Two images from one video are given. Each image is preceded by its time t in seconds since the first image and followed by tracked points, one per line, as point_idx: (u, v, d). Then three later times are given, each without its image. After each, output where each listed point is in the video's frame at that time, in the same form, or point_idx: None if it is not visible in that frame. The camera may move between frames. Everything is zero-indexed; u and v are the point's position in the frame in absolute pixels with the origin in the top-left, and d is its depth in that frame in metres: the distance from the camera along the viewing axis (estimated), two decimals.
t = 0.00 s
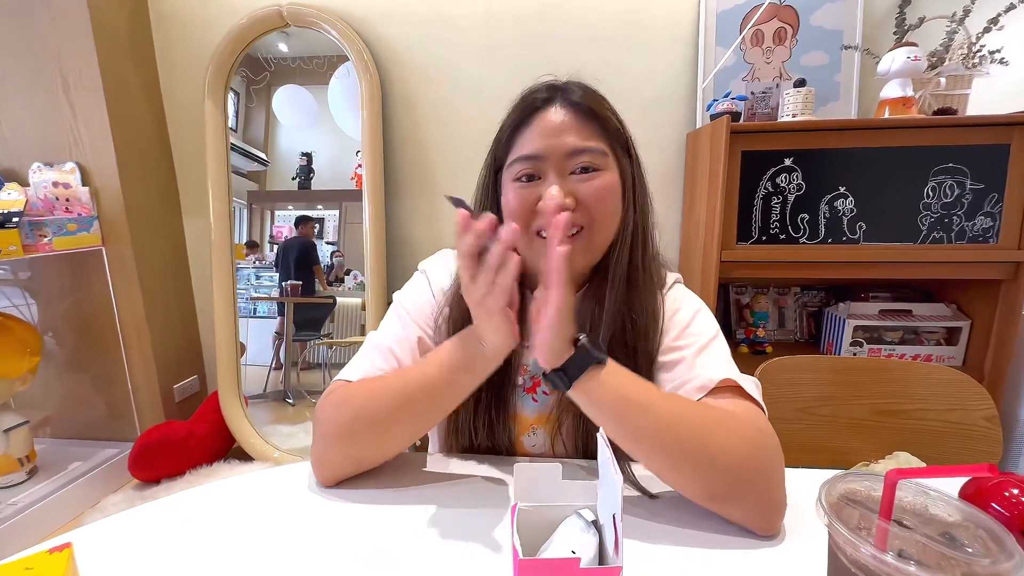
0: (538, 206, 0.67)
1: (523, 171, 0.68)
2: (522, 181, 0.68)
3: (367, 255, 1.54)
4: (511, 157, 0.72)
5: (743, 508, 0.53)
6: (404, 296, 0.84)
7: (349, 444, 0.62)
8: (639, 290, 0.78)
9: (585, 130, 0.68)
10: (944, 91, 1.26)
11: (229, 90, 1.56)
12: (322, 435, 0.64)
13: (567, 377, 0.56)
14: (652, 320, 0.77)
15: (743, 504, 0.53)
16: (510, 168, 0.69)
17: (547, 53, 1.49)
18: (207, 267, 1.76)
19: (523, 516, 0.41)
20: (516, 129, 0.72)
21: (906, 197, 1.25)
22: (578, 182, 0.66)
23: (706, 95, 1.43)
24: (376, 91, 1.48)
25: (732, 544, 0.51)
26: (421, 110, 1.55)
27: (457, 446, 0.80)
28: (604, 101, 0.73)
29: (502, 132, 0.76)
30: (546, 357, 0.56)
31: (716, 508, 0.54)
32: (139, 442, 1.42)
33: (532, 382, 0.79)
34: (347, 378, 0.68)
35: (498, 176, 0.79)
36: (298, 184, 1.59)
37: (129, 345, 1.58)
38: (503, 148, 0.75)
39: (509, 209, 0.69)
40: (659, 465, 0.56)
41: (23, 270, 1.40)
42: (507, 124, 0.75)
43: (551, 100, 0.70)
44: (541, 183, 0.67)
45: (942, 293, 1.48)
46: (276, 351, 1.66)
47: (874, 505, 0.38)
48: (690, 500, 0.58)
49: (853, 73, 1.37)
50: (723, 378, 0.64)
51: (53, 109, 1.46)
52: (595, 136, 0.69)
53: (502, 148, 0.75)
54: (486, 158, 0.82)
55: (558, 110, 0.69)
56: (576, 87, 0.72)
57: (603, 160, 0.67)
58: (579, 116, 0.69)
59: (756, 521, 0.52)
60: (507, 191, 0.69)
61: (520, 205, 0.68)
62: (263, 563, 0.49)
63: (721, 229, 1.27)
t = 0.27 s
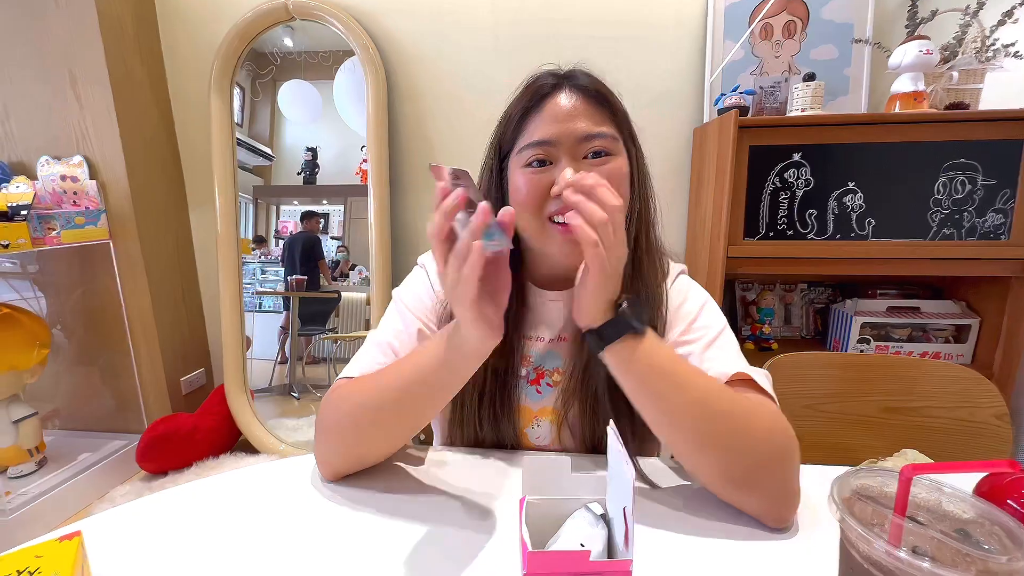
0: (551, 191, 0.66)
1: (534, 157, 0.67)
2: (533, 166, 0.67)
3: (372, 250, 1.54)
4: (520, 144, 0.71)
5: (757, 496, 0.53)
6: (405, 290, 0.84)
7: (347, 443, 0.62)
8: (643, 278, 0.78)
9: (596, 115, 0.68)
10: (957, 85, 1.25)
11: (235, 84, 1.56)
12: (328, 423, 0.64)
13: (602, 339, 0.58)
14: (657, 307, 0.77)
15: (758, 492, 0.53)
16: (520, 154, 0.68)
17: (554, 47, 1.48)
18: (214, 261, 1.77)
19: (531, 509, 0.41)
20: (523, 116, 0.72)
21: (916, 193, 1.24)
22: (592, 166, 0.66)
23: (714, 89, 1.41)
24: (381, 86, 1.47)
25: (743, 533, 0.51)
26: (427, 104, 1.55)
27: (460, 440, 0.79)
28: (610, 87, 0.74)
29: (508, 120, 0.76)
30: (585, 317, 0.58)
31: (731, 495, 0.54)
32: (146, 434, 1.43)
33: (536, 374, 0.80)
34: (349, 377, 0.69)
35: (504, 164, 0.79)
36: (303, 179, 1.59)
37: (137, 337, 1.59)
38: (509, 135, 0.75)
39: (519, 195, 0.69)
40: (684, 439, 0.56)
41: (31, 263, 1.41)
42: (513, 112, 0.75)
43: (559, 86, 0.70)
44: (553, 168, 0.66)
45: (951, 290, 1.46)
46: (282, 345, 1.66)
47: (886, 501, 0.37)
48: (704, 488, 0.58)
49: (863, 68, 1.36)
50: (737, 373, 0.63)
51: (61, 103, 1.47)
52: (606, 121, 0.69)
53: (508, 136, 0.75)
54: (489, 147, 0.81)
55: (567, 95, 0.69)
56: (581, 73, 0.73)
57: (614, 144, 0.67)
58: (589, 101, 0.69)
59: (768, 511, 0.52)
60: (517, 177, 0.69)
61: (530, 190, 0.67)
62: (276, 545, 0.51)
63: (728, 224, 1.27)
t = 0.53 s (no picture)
0: (562, 182, 0.65)
1: (542, 148, 0.66)
2: (542, 157, 0.67)
3: (380, 244, 1.54)
4: (527, 134, 0.71)
5: (781, 486, 0.52)
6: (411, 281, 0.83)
7: (348, 441, 0.60)
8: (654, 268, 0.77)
9: (605, 104, 0.68)
10: (975, 78, 1.22)
11: (243, 80, 1.56)
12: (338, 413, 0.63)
13: (648, 312, 0.56)
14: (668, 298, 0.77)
15: (783, 481, 0.52)
16: (528, 146, 0.68)
17: (563, 39, 1.47)
18: (222, 254, 1.78)
19: (548, 499, 0.40)
20: (530, 105, 0.72)
21: (931, 187, 1.22)
22: (602, 155, 0.65)
23: (726, 82, 1.40)
24: (390, 79, 1.47)
25: (763, 526, 0.51)
26: (434, 98, 1.54)
27: (469, 434, 0.78)
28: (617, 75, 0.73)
29: (513, 110, 0.75)
30: (631, 291, 0.56)
31: (755, 484, 0.54)
32: (157, 425, 1.45)
33: (545, 367, 0.81)
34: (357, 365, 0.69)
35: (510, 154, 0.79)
36: (310, 173, 1.59)
37: (147, 330, 1.60)
38: (516, 125, 0.74)
39: (528, 186, 0.68)
40: (720, 422, 0.56)
41: (43, 256, 1.44)
42: (519, 101, 0.74)
43: (567, 74, 0.70)
44: (562, 159, 0.66)
45: (964, 287, 1.45)
46: (289, 339, 1.67)
47: (910, 494, 0.37)
48: (728, 477, 0.57)
49: (877, 60, 1.34)
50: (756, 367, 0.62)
51: (72, 96, 1.48)
52: (615, 110, 0.69)
53: (514, 126, 0.75)
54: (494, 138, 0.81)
55: (576, 84, 0.68)
56: (588, 61, 0.73)
57: (624, 133, 0.67)
58: (597, 90, 0.69)
59: (789, 503, 0.51)
60: (525, 168, 0.68)
61: (540, 182, 0.67)
62: (289, 535, 0.51)
63: (739, 219, 1.25)
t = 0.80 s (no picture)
0: (571, 176, 0.65)
1: (552, 141, 0.66)
2: (551, 151, 0.66)
3: (382, 240, 1.54)
4: (537, 126, 0.70)
5: (792, 478, 0.52)
6: (418, 273, 0.83)
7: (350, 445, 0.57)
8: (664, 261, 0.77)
9: (616, 95, 0.67)
10: (980, 73, 1.22)
11: (245, 76, 1.56)
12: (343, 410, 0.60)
13: (662, 301, 0.56)
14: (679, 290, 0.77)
15: (794, 474, 0.52)
16: (537, 139, 0.67)
17: (567, 34, 1.46)
18: (225, 249, 1.77)
19: (560, 488, 0.40)
20: (541, 95, 0.71)
21: (936, 183, 1.22)
22: (612, 148, 0.65)
23: (730, 77, 1.39)
24: (393, 73, 1.46)
25: (774, 518, 0.51)
26: (437, 93, 1.54)
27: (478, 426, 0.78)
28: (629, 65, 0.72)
29: (523, 102, 0.75)
30: (645, 281, 0.55)
31: (766, 476, 0.54)
32: (160, 419, 1.45)
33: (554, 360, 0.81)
34: (366, 356, 0.69)
35: (520, 146, 0.79)
36: (312, 169, 1.59)
37: (149, 324, 1.60)
38: (525, 116, 0.74)
39: (536, 179, 0.68)
40: (732, 413, 0.55)
41: (45, 251, 1.47)
42: (529, 91, 0.73)
43: (578, 65, 0.69)
44: (571, 153, 0.65)
45: (968, 284, 1.44)
46: (291, 335, 1.67)
47: (926, 482, 0.36)
48: (738, 468, 0.58)
49: (883, 55, 1.33)
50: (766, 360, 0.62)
51: (74, 89, 1.47)
52: (625, 101, 0.68)
53: (524, 117, 0.74)
54: (503, 130, 0.80)
55: (587, 75, 0.68)
56: (600, 51, 0.72)
57: (635, 126, 0.66)
58: (609, 81, 0.68)
59: (801, 495, 0.52)
60: (535, 161, 0.68)
61: (549, 175, 0.66)
62: (298, 525, 0.51)
63: (743, 214, 1.25)
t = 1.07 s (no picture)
0: (566, 180, 0.65)
1: (547, 145, 0.66)
2: (546, 155, 0.66)
3: (381, 240, 1.54)
4: (534, 129, 0.70)
5: (788, 480, 0.52)
6: (416, 275, 0.83)
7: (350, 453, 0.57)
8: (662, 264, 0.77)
9: (612, 100, 0.68)
10: (977, 75, 1.22)
11: (244, 75, 1.56)
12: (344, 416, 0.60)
13: (656, 305, 0.56)
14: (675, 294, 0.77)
15: (789, 476, 0.53)
16: (533, 142, 0.67)
17: (566, 35, 1.46)
18: (224, 250, 1.77)
19: (555, 491, 0.40)
20: (538, 98, 0.71)
21: (934, 185, 1.22)
22: (607, 152, 0.65)
23: (729, 78, 1.39)
24: (391, 74, 1.46)
25: (770, 520, 0.51)
26: (435, 93, 1.54)
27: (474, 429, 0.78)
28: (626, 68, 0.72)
29: (520, 105, 0.75)
30: (638, 284, 0.55)
31: (762, 479, 0.54)
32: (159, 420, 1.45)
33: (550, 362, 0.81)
34: (363, 360, 0.69)
35: (517, 149, 0.79)
36: (311, 170, 1.59)
37: (147, 324, 1.60)
38: (523, 119, 0.74)
39: (532, 182, 0.68)
40: (727, 415, 0.56)
41: (45, 251, 1.45)
42: (526, 95, 0.74)
43: (575, 69, 0.69)
44: (566, 157, 0.66)
45: (966, 285, 1.45)
46: (290, 335, 1.67)
47: (918, 485, 0.37)
48: (734, 471, 0.58)
49: (881, 56, 1.33)
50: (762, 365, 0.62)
51: (73, 90, 1.47)
52: (621, 106, 0.69)
53: (521, 120, 0.75)
54: (501, 132, 0.80)
55: (583, 79, 0.68)
56: (597, 55, 0.72)
57: (632, 129, 0.66)
58: (605, 85, 0.69)
59: (796, 498, 0.52)
60: (531, 164, 0.68)
61: (545, 180, 0.67)
62: (295, 528, 0.51)
63: (741, 215, 1.25)
